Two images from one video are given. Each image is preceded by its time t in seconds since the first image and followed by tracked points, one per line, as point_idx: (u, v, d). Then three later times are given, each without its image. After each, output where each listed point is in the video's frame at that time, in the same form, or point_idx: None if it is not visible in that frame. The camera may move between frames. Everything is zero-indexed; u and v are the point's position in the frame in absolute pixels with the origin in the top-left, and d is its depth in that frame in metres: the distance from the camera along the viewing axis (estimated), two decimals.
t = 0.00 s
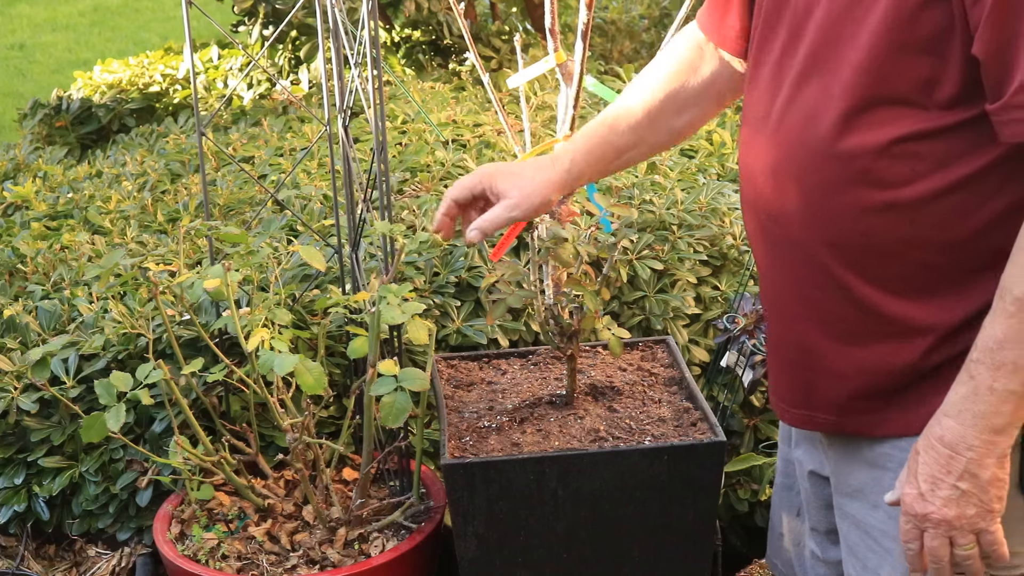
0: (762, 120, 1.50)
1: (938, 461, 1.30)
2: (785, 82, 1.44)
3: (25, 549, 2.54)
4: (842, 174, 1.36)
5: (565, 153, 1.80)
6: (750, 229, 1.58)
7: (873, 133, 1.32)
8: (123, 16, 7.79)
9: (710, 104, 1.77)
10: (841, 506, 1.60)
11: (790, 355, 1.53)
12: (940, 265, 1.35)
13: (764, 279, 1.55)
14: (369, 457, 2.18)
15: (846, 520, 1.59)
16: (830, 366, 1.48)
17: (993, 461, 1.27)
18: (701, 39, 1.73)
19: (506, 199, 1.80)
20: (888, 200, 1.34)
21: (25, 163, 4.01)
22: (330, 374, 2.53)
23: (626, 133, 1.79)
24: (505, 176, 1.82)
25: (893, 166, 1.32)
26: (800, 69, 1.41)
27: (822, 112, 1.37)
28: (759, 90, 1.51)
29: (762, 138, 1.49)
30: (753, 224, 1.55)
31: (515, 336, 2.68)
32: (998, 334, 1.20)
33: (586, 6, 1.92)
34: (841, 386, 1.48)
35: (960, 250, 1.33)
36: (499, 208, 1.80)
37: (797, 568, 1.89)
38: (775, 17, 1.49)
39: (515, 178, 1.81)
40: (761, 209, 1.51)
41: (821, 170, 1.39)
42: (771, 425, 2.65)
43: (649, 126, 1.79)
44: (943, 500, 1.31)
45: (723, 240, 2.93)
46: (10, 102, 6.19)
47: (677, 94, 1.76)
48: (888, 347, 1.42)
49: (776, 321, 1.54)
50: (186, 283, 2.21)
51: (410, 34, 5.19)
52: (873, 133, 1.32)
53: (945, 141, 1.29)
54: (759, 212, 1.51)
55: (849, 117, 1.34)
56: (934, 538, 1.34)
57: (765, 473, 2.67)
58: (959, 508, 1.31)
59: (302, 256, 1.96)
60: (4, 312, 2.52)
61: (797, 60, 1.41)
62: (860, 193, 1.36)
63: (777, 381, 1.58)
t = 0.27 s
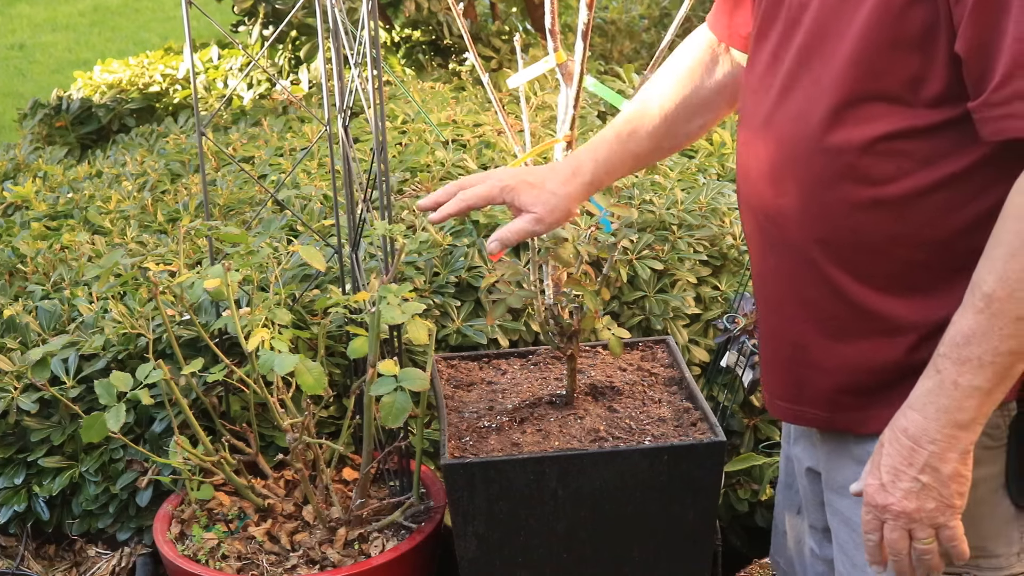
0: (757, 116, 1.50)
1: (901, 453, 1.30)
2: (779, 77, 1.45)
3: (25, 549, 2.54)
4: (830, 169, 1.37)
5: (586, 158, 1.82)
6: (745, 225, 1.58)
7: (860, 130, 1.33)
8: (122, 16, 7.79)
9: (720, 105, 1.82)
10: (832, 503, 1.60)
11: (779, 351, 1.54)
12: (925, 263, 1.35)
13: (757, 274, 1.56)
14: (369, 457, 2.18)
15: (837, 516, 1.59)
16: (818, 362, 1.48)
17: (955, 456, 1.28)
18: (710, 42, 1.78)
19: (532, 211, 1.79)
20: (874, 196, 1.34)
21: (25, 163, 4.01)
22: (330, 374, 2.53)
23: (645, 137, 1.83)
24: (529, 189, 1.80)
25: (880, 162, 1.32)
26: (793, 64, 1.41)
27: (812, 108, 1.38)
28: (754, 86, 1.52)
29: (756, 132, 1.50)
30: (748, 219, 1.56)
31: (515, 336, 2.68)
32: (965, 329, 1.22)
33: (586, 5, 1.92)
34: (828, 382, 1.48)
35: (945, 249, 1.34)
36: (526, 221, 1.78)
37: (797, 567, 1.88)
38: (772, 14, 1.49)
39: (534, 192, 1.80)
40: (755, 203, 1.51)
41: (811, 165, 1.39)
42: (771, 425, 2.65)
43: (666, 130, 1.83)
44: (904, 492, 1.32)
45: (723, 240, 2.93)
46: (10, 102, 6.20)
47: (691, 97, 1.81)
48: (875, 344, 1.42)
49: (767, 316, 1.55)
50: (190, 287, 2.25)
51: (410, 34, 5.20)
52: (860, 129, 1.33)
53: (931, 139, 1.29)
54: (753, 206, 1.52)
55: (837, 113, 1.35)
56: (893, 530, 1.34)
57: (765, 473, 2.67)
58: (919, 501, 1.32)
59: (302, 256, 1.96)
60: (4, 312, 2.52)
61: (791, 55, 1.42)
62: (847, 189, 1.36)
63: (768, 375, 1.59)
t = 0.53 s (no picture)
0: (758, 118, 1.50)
1: (901, 448, 1.30)
2: (780, 76, 1.45)
3: (25, 549, 2.54)
4: (833, 167, 1.37)
5: (537, 155, 1.78)
6: (746, 227, 1.58)
7: (864, 128, 1.33)
8: (122, 16, 7.78)
9: (677, 104, 1.83)
10: (834, 503, 1.60)
11: (782, 352, 1.53)
12: (930, 260, 1.35)
13: (759, 274, 1.56)
14: (369, 457, 2.18)
15: (838, 516, 1.60)
16: (820, 362, 1.48)
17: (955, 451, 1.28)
18: (671, 36, 1.79)
19: (483, 210, 1.74)
20: (878, 194, 1.34)
21: (25, 163, 4.01)
22: (330, 374, 2.53)
23: (598, 134, 1.81)
24: (479, 188, 1.75)
25: (883, 160, 1.33)
26: (796, 63, 1.41)
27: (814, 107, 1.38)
28: (755, 87, 1.52)
29: (758, 132, 1.50)
30: (750, 221, 1.56)
31: (515, 336, 2.68)
32: (965, 323, 1.22)
33: (586, 5, 1.92)
34: (831, 383, 1.48)
35: (949, 246, 1.34)
36: (479, 220, 1.73)
37: (798, 566, 1.88)
38: (773, 14, 1.50)
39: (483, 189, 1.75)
40: (757, 203, 1.51)
41: (814, 164, 1.39)
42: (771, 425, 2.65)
43: (619, 126, 1.82)
44: (905, 487, 1.32)
45: (723, 240, 2.93)
46: (10, 102, 6.19)
47: (648, 94, 1.81)
48: (878, 343, 1.42)
49: (770, 318, 1.54)
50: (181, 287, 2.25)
51: (410, 34, 5.20)
52: (864, 126, 1.33)
53: (935, 136, 1.29)
54: (755, 206, 1.52)
55: (841, 111, 1.35)
56: (894, 525, 1.34)
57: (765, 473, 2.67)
58: (921, 497, 1.31)
59: (302, 256, 1.96)
60: (4, 312, 2.52)
61: (793, 55, 1.42)
62: (851, 187, 1.36)
63: (770, 376, 1.59)
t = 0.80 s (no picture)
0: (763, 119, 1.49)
1: (937, 452, 1.30)
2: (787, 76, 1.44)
3: (25, 549, 2.54)
4: (846, 167, 1.36)
5: (501, 157, 1.80)
6: (751, 231, 1.57)
7: (878, 126, 1.32)
8: (123, 16, 7.77)
9: (644, 104, 1.81)
10: (838, 505, 1.60)
11: (793, 356, 1.52)
12: (944, 259, 1.35)
13: (766, 277, 1.54)
14: (369, 457, 2.18)
15: (843, 518, 1.59)
16: (832, 365, 1.47)
17: (991, 452, 1.28)
18: (637, 35, 1.77)
19: (446, 212, 1.77)
20: (893, 193, 1.33)
21: (24, 163, 4.01)
22: (330, 374, 2.53)
23: (560, 135, 1.80)
24: (441, 190, 1.78)
25: (897, 158, 1.32)
26: (804, 63, 1.40)
27: (825, 106, 1.37)
28: (759, 88, 1.51)
29: (764, 133, 1.49)
30: (755, 224, 1.54)
31: (515, 336, 2.68)
32: (996, 322, 1.22)
33: (586, 4, 1.92)
34: (844, 385, 1.47)
35: (964, 245, 1.33)
36: (441, 222, 1.76)
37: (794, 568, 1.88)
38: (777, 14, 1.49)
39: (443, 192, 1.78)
40: (764, 205, 1.50)
41: (825, 164, 1.38)
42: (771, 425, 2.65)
43: (583, 126, 1.80)
44: (943, 491, 1.31)
45: (723, 240, 2.93)
46: (10, 102, 6.20)
47: (613, 93, 1.79)
48: (892, 343, 1.41)
49: (779, 321, 1.53)
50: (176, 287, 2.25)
51: (410, 35, 5.20)
52: (878, 125, 1.32)
53: (951, 133, 1.29)
54: (762, 208, 1.51)
55: (853, 109, 1.34)
56: (932, 531, 1.34)
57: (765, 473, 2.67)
58: (959, 501, 1.31)
59: (302, 256, 1.96)
60: (4, 312, 2.52)
61: (800, 54, 1.41)
62: (864, 186, 1.35)
63: (778, 380, 1.58)
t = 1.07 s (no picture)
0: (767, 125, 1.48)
1: (964, 459, 1.28)
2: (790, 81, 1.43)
3: (25, 549, 2.54)
4: (852, 171, 1.35)
5: (494, 162, 1.79)
6: (755, 238, 1.56)
7: (884, 131, 1.31)
8: (123, 16, 7.77)
9: (637, 107, 1.81)
10: (844, 507, 1.59)
11: (800, 362, 1.51)
12: (952, 263, 1.34)
13: (771, 283, 1.54)
14: (369, 457, 2.18)
15: (850, 520, 1.58)
16: (840, 371, 1.46)
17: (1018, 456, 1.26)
18: (630, 38, 1.77)
19: (443, 220, 1.77)
20: (900, 197, 1.32)
21: (24, 163, 4.01)
22: (330, 374, 2.53)
23: (555, 140, 1.80)
24: (437, 198, 1.78)
25: (904, 163, 1.31)
26: (807, 68, 1.40)
27: (831, 110, 1.36)
28: (762, 94, 1.50)
29: (767, 139, 1.48)
30: (760, 231, 1.53)
31: (515, 336, 2.68)
32: (1017, 328, 1.20)
33: (586, 4, 1.92)
34: (852, 391, 1.46)
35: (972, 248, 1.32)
36: (438, 230, 1.76)
37: (796, 569, 1.88)
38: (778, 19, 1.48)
39: (438, 201, 1.78)
40: (769, 211, 1.49)
41: (832, 169, 1.37)
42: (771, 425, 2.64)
43: (577, 129, 1.80)
44: (972, 498, 1.30)
45: (723, 240, 2.93)
46: (10, 102, 6.20)
47: (606, 97, 1.79)
48: (899, 347, 1.40)
49: (784, 327, 1.52)
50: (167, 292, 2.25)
51: (410, 35, 5.20)
52: (885, 129, 1.31)
53: (958, 136, 1.28)
54: (766, 214, 1.50)
55: (860, 114, 1.33)
56: (963, 538, 1.32)
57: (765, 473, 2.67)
58: (988, 506, 1.30)
59: (302, 256, 1.96)
60: (4, 312, 2.52)
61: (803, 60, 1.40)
62: (871, 191, 1.34)
63: (785, 386, 1.57)
